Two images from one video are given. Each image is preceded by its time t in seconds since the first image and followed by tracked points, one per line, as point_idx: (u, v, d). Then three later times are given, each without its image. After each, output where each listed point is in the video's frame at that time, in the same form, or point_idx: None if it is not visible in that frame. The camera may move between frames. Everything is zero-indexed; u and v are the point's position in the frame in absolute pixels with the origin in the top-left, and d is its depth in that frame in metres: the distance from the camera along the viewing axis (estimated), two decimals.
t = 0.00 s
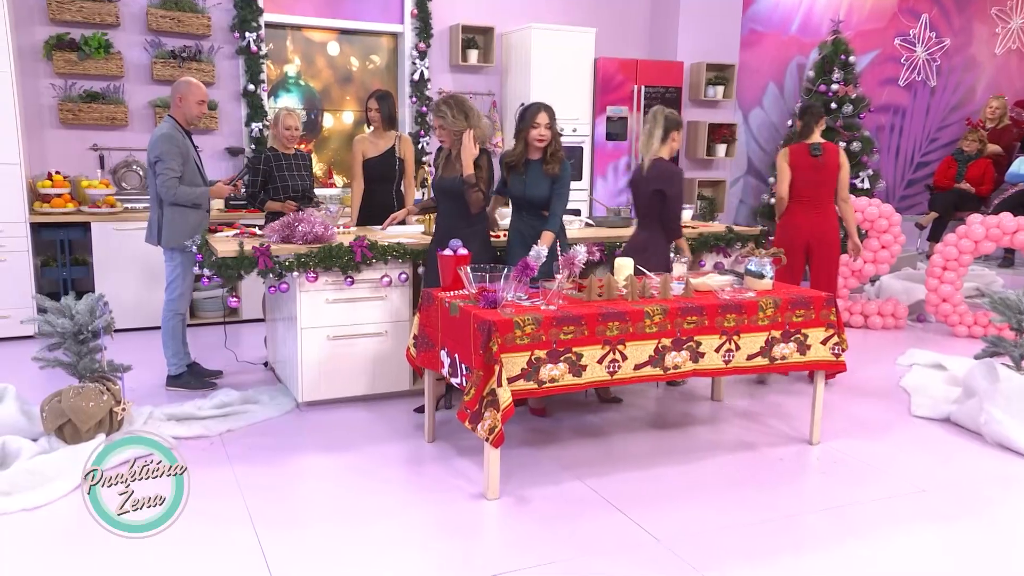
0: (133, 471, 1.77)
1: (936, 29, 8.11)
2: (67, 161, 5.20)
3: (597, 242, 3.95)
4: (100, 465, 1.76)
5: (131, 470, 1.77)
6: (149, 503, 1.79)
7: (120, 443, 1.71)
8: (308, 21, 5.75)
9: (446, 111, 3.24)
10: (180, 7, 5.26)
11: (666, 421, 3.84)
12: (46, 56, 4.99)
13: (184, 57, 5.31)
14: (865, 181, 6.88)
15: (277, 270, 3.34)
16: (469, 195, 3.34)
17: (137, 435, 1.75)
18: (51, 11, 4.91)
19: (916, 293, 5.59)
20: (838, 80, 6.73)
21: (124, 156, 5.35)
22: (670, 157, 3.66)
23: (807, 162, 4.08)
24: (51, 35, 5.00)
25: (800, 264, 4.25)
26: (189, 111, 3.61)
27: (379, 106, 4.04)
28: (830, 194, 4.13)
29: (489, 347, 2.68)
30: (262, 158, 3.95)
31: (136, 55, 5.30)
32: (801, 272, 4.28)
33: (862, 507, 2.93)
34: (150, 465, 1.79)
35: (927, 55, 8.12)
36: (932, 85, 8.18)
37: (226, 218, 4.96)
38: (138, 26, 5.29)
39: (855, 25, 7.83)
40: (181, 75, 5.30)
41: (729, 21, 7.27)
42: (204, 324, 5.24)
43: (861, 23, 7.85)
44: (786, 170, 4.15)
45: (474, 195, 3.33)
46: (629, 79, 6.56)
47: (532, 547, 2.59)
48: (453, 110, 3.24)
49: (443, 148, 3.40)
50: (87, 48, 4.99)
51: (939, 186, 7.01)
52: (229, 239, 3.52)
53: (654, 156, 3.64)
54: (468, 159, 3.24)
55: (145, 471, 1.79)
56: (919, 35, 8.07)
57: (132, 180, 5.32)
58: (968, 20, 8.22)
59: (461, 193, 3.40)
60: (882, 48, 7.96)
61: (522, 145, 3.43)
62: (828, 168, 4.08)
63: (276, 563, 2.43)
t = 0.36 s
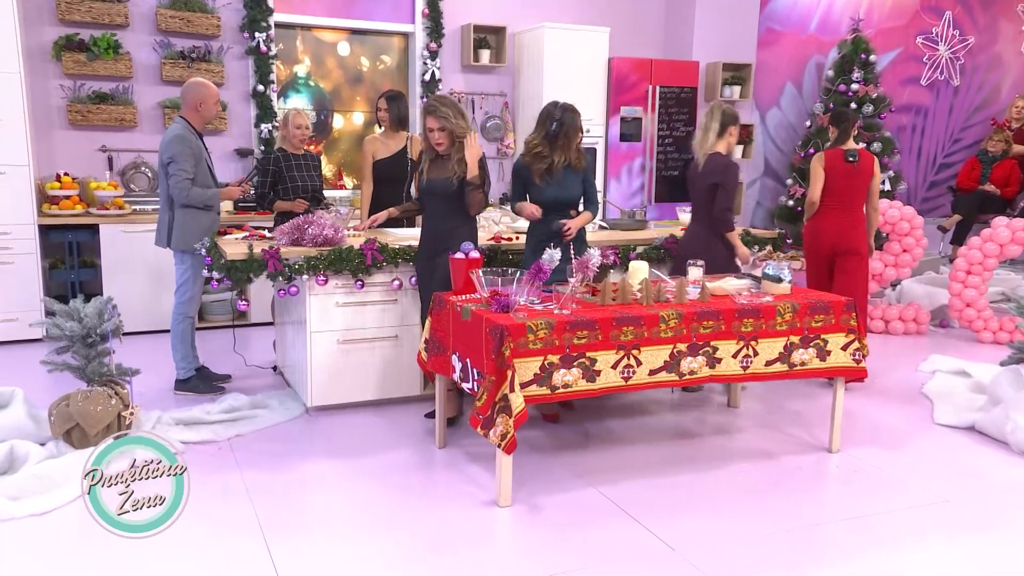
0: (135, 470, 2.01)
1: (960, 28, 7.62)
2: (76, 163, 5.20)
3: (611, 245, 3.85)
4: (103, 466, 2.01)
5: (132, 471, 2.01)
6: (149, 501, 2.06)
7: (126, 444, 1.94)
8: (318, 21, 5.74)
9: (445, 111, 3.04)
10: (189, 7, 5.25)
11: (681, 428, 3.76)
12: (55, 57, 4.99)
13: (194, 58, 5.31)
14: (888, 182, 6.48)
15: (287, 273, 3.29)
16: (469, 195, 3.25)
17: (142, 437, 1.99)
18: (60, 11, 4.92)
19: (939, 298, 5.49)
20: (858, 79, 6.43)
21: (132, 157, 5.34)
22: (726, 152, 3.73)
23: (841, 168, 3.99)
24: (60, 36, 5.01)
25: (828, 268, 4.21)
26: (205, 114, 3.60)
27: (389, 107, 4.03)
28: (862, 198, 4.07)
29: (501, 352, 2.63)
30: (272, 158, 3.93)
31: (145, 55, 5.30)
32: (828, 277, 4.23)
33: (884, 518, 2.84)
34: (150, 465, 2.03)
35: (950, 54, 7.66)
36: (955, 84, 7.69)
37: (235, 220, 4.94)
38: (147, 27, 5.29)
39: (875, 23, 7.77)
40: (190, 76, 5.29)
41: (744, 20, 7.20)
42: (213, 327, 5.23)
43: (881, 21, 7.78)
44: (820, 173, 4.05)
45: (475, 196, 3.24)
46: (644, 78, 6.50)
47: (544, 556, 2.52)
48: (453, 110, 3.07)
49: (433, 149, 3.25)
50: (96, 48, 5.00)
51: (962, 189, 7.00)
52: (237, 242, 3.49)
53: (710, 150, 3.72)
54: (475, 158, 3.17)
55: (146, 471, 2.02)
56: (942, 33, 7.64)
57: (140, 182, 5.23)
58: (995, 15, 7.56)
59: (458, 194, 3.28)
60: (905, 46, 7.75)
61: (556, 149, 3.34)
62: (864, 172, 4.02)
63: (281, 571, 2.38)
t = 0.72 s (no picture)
0: (135, 470, 2.05)
1: (978, 25, 7.56)
2: (80, 163, 5.19)
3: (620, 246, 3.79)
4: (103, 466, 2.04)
5: (132, 470, 2.05)
6: (148, 501, 2.09)
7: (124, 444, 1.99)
8: (323, 20, 5.71)
9: (401, 116, 2.96)
10: (193, 6, 5.24)
11: (692, 434, 3.69)
12: (59, 57, 4.99)
13: (198, 58, 5.29)
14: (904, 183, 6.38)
15: (292, 275, 3.25)
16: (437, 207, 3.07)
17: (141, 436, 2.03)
18: (64, 11, 4.92)
19: (956, 302, 5.40)
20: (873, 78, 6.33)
21: (135, 158, 5.33)
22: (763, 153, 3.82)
23: (851, 161, 3.94)
24: (64, 35, 5.01)
25: (846, 266, 4.12)
26: (212, 115, 3.58)
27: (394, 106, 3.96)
28: (873, 193, 4.01)
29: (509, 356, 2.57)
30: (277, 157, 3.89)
31: (150, 55, 5.28)
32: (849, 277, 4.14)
33: (901, 526, 2.76)
34: (149, 465, 2.06)
35: (968, 52, 7.59)
36: (973, 82, 7.66)
37: (239, 222, 4.92)
38: (152, 26, 5.28)
39: (891, 20, 7.56)
40: (194, 75, 5.27)
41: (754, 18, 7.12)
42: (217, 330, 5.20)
43: (898, 18, 7.55)
44: (831, 167, 4.00)
45: (441, 208, 3.05)
46: (654, 78, 6.44)
47: (553, 564, 2.46)
48: (411, 115, 2.96)
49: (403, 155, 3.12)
50: (99, 47, 4.99)
51: (981, 191, 7.00)
52: (242, 244, 3.45)
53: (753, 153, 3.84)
54: (431, 167, 2.96)
55: (145, 470, 2.06)
56: (959, 31, 7.53)
57: (143, 183, 5.32)
58: (1014, 14, 7.63)
59: (426, 203, 3.11)
60: (921, 44, 7.55)
61: (596, 145, 3.27)
62: (875, 165, 3.95)
63: None
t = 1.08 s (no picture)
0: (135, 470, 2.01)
1: (1001, 19, 7.43)
2: (86, 161, 5.18)
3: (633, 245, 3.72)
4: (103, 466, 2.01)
5: (133, 470, 2.01)
6: (148, 501, 2.06)
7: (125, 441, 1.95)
8: (329, 15, 5.68)
9: (354, 107, 2.91)
10: (199, 2, 5.22)
11: (705, 437, 3.62)
12: (63, 53, 4.98)
13: (204, 54, 5.26)
14: (923, 181, 6.26)
15: (299, 275, 3.20)
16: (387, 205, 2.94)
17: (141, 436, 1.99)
18: (69, 7, 4.92)
19: (977, 304, 5.32)
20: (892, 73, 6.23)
21: (140, 156, 5.31)
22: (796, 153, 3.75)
23: (868, 163, 3.89)
24: (68, 31, 5.00)
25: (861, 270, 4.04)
26: (220, 113, 3.54)
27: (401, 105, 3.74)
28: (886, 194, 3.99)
29: (519, 357, 2.51)
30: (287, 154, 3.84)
31: (155, 51, 5.26)
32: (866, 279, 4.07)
33: (921, 533, 2.68)
34: (150, 465, 2.02)
35: (990, 46, 7.46)
36: (995, 78, 7.53)
37: (246, 220, 4.89)
38: (157, 22, 5.26)
39: (909, 14, 7.51)
40: (200, 72, 5.24)
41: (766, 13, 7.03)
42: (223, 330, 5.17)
43: (918, 12, 7.49)
44: (849, 169, 3.93)
45: (391, 205, 2.92)
46: (667, 74, 6.36)
47: (563, 570, 2.40)
48: (364, 108, 2.89)
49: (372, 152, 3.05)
50: (105, 44, 4.97)
51: (1002, 190, 6.91)
52: (248, 243, 3.41)
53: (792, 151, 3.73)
54: (376, 165, 2.90)
55: (146, 471, 2.02)
56: (981, 25, 7.41)
57: (149, 181, 5.31)
58: None
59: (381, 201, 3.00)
60: (941, 39, 7.47)
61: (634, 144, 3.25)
62: (888, 170, 3.93)
63: None
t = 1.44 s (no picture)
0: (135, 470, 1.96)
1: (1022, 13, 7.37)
2: (87, 159, 5.16)
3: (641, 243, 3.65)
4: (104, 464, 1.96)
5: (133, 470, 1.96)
6: (148, 501, 2.00)
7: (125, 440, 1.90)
8: (334, 12, 5.64)
9: (291, 107, 2.84)
10: None
11: (716, 441, 3.54)
12: (63, 49, 4.96)
13: (206, 50, 5.22)
14: (938, 180, 6.14)
15: (301, 275, 3.17)
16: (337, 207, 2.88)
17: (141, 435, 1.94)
18: (69, 2, 4.90)
19: (995, 305, 5.22)
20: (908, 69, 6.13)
21: (141, 154, 5.29)
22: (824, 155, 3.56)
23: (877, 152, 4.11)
24: (68, 27, 4.98)
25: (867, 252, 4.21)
26: (222, 110, 3.50)
27: (410, 103, 3.80)
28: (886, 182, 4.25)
29: (526, 359, 2.45)
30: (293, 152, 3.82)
31: (156, 48, 5.24)
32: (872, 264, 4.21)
33: (940, 540, 2.60)
34: (150, 465, 1.97)
35: (1010, 41, 7.39)
36: (1015, 74, 7.47)
37: (249, 219, 4.86)
38: (158, 18, 5.23)
39: (927, 9, 7.29)
40: (202, 68, 5.21)
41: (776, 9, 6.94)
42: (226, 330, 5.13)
43: (934, 7, 7.29)
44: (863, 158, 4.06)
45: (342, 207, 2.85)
46: (677, 70, 6.25)
47: None
48: (302, 107, 2.82)
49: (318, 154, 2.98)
50: (105, 40, 4.95)
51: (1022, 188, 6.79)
52: (251, 242, 3.36)
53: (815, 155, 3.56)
54: (319, 168, 2.80)
55: (145, 471, 1.97)
56: (1001, 20, 7.33)
57: (150, 179, 5.29)
58: None
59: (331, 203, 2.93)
60: (959, 33, 7.33)
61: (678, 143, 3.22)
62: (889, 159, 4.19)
63: None
